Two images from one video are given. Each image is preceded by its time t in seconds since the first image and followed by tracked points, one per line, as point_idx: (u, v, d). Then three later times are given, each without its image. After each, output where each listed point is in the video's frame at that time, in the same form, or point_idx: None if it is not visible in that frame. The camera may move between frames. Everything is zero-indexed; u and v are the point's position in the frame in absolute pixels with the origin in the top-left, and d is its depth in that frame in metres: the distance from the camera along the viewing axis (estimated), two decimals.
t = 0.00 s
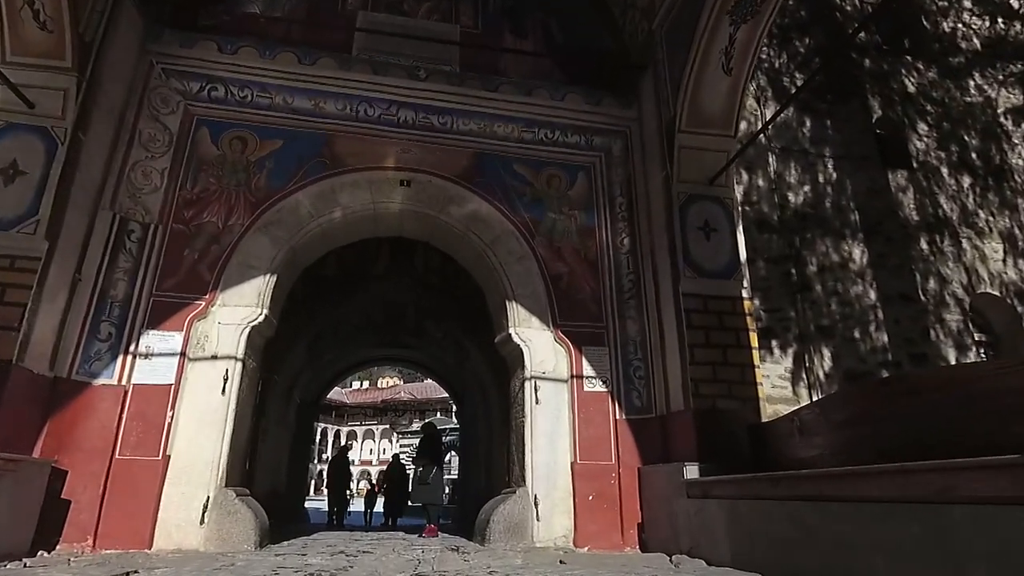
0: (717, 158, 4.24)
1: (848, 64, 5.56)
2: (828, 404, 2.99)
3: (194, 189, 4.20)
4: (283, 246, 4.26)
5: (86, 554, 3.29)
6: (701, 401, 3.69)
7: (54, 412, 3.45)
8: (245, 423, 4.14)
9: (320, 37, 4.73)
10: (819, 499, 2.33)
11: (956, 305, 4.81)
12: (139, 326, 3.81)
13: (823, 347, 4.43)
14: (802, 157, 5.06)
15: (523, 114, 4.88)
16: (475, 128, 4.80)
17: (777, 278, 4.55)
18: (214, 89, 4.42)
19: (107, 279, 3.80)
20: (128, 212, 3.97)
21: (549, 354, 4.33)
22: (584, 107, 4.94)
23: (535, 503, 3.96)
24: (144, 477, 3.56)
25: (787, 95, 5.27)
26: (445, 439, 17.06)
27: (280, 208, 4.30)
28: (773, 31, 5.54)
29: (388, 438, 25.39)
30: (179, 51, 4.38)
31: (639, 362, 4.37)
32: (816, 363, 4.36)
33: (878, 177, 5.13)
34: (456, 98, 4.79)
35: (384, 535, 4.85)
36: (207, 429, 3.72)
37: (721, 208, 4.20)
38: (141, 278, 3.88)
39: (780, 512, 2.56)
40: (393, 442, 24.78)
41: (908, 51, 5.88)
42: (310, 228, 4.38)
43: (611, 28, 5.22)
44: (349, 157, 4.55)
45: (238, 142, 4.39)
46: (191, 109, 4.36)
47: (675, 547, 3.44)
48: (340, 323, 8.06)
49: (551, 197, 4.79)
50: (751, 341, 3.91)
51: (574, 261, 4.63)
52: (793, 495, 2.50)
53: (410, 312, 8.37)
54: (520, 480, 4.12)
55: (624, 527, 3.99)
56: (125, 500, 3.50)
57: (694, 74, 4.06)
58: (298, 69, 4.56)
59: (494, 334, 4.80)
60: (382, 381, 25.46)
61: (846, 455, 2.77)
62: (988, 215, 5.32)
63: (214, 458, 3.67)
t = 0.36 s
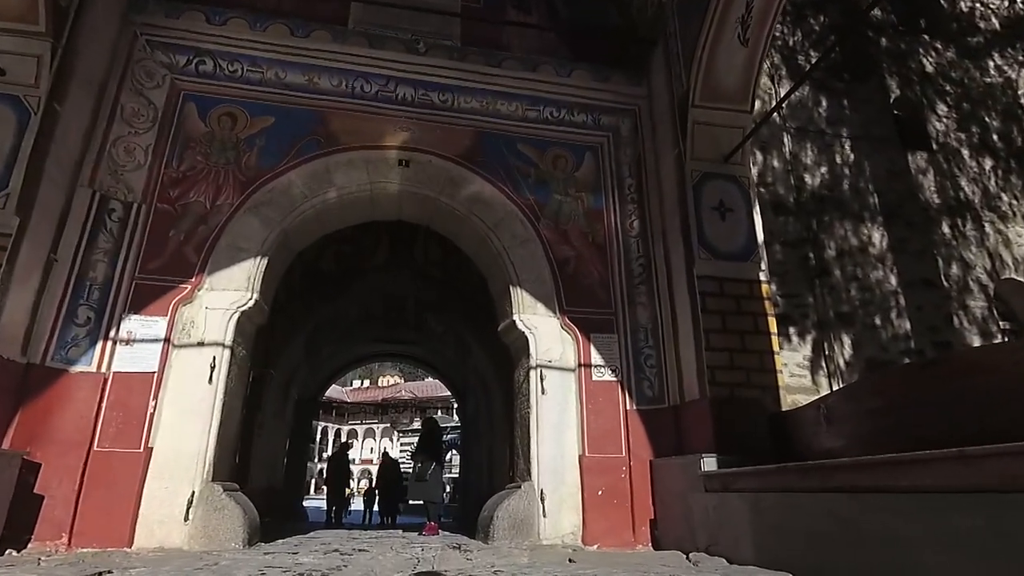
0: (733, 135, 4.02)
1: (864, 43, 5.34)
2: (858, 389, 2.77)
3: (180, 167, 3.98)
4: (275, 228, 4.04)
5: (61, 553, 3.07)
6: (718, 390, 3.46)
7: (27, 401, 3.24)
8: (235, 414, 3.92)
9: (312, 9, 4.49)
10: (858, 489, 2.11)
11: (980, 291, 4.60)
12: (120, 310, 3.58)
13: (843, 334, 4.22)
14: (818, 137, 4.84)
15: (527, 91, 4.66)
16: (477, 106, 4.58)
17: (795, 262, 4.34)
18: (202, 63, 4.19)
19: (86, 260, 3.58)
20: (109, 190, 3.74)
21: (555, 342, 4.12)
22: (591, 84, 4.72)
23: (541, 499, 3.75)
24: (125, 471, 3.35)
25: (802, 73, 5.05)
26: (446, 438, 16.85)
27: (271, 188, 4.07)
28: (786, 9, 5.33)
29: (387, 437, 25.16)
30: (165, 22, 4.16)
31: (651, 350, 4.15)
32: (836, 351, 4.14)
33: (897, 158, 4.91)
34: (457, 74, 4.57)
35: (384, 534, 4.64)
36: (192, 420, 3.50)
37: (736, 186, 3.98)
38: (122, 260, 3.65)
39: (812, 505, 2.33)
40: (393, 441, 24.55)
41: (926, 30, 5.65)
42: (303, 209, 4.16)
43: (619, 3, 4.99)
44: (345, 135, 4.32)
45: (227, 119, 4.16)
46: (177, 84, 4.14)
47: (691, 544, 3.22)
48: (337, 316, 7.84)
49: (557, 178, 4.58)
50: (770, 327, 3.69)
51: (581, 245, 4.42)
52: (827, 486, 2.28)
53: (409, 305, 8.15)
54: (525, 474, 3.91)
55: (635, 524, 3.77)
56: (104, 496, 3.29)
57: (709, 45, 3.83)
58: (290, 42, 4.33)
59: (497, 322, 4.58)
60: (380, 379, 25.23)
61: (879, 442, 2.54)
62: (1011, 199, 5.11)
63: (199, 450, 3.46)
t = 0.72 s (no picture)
0: (754, 114, 3.79)
1: (886, 24, 5.11)
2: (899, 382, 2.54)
3: (169, 148, 3.75)
4: (268, 214, 3.82)
5: (37, 558, 2.87)
6: (742, 384, 3.24)
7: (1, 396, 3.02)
8: (227, 410, 3.70)
9: None
10: (914, 492, 1.87)
11: (1013, 281, 4.36)
12: (104, 299, 3.36)
13: (870, 326, 3.99)
14: (839, 120, 4.60)
15: (534, 72, 4.44)
16: (482, 86, 4.36)
17: (817, 250, 4.11)
18: (193, 40, 3.97)
19: (67, 246, 3.36)
20: (93, 172, 3.52)
21: (565, 335, 3.91)
22: (601, 64, 4.50)
23: (551, 500, 3.54)
24: (107, 470, 3.14)
25: (823, 54, 4.82)
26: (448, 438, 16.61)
27: (265, 171, 3.85)
28: None
29: (388, 437, 24.91)
30: None
31: (666, 342, 3.92)
32: (863, 343, 3.91)
33: (923, 142, 4.68)
34: (461, 53, 4.35)
35: (384, 536, 4.42)
36: (179, 416, 3.29)
37: (757, 168, 3.75)
38: (106, 246, 3.44)
39: (858, 509, 2.10)
40: (394, 441, 24.32)
41: (950, 10, 5.41)
42: (299, 193, 3.93)
43: None
44: (343, 116, 4.10)
45: (218, 99, 3.94)
46: (167, 62, 3.91)
47: (714, 550, 2.99)
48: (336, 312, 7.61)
49: (566, 163, 4.35)
50: (796, 317, 3.46)
51: (592, 232, 4.19)
52: (875, 488, 2.04)
53: (410, 301, 7.92)
54: (534, 473, 3.69)
55: (652, 527, 3.55)
56: (85, 497, 3.08)
57: (729, 18, 3.60)
58: (285, 18, 4.10)
59: (504, 314, 4.36)
60: (381, 378, 25.04)
61: (928, 439, 2.29)
62: None
63: (187, 449, 3.24)
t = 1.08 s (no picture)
0: (781, 84, 3.57)
1: None
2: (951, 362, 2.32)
3: (162, 122, 3.56)
4: (266, 191, 3.62)
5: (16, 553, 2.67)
6: (772, 368, 3.01)
7: None
8: (221, 398, 3.51)
9: None
10: (996, 478, 1.63)
11: None
12: (91, 278, 3.17)
13: (903, 310, 3.76)
14: (867, 95, 4.37)
15: (545, 45, 4.23)
16: (490, 60, 4.16)
17: (847, 230, 3.88)
18: (188, 9, 3.79)
19: (52, 221, 3.16)
20: (81, 145, 3.33)
21: (579, 319, 3.70)
22: (615, 38, 4.29)
23: (565, 494, 3.33)
24: (92, 460, 2.94)
25: (848, 27, 4.59)
26: (452, 436, 16.39)
27: (263, 146, 3.66)
28: None
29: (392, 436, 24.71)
30: None
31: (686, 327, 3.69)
32: (897, 328, 3.68)
33: (954, 119, 4.45)
34: (469, 25, 4.15)
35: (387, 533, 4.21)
36: (170, 403, 3.09)
37: (784, 141, 3.53)
38: (94, 223, 3.24)
39: (918, 498, 1.87)
40: (398, 441, 24.12)
41: None
42: (299, 170, 3.74)
43: None
44: (345, 90, 3.90)
45: (214, 71, 3.74)
46: (160, 32, 3.72)
47: (746, 547, 2.77)
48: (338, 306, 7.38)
49: (579, 141, 4.14)
50: (829, 298, 3.24)
51: (606, 212, 3.98)
52: (937, 474, 1.82)
53: (412, 293, 7.63)
54: (547, 465, 3.48)
55: (673, 522, 3.32)
56: (69, 488, 2.88)
57: None
58: None
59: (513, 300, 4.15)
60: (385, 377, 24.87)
61: (995, 422, 2.05)
62: None
63: (178, 438, 3.05)
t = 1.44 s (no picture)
0: (807, 60, 3.36)
1: None
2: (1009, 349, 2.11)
3: (153, 102, 3.37)
4: (263, 175, 3.42)
5: None
6: (804, 360, 2.81)
7: None
8: (217, 393, 3.32)
9: None
10: None
11: None
12: (77, 266, 2.98)
13: (938, 299, 3.54)
14: (894, 75, 4.16)
15: (556, 24, 4.05)
16: (499, 39, 3.97)
17: (876, 216, 3.67)
18: None
19: (36, 204, 2.98)
20: (67, 125, 3.14)
21: (594, 310, 3.51)
22: (629, 16, 4.11)
23: (581, 495, 3.13)
24: (76, 458, 2.75)
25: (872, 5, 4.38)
26: (456, 436, 16.17)
27: (260, 127, 3.47)
28: None
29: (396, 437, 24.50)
30: None
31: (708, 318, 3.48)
32: (931, 318, 3.47)
33: (985, 100, 4.23)
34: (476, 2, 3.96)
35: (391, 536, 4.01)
36: (160, 397, 2.90)
37: (812, 120, 3.32)
38: (80, 207, 3.05)
39: (981, 498, 1.67)
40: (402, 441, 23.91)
41: None
42: (298, 153, 3.54)
43: None
44: (346, 69, 3.70)
45: (209, 49, 3.56)
46: (152, 9, 3.54)
47: (779, 551, 2.57)
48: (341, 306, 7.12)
49: (592, 123, 3.94)
50: (863, 285, 3.02)
51: (622, 198, 3.78)
52: (1005, 472, 1.62)
53: (417, 292, 7.28)
54: (561, 464, 3.28)
55: (696, 524, 3.12)
56: (51, 488, 2.69)
57: None
58: None
59: (523, 291, 3.95)
60: (389, 378, 24.69)
61: None
62: None
63: (168, 435, 2.86)
